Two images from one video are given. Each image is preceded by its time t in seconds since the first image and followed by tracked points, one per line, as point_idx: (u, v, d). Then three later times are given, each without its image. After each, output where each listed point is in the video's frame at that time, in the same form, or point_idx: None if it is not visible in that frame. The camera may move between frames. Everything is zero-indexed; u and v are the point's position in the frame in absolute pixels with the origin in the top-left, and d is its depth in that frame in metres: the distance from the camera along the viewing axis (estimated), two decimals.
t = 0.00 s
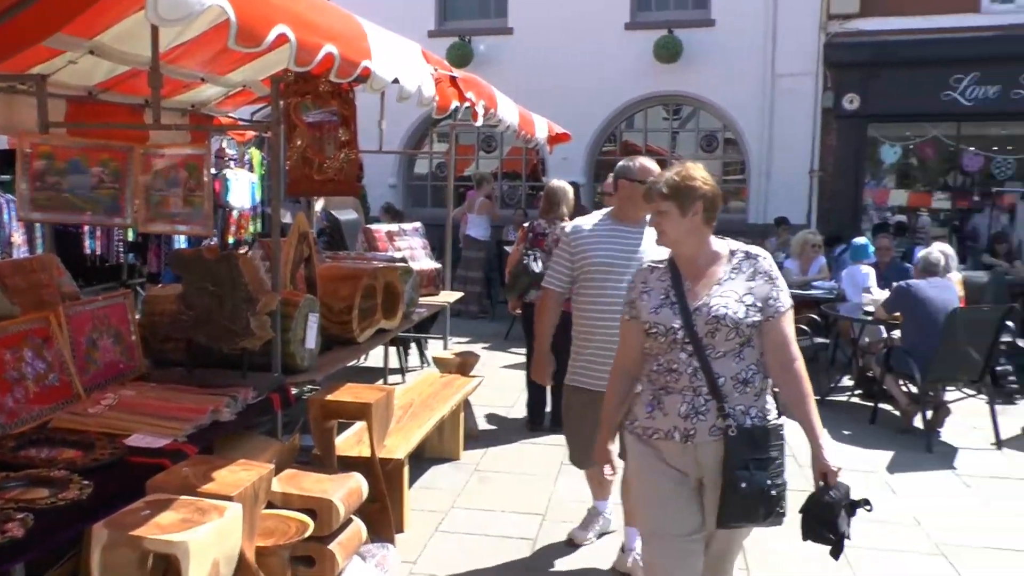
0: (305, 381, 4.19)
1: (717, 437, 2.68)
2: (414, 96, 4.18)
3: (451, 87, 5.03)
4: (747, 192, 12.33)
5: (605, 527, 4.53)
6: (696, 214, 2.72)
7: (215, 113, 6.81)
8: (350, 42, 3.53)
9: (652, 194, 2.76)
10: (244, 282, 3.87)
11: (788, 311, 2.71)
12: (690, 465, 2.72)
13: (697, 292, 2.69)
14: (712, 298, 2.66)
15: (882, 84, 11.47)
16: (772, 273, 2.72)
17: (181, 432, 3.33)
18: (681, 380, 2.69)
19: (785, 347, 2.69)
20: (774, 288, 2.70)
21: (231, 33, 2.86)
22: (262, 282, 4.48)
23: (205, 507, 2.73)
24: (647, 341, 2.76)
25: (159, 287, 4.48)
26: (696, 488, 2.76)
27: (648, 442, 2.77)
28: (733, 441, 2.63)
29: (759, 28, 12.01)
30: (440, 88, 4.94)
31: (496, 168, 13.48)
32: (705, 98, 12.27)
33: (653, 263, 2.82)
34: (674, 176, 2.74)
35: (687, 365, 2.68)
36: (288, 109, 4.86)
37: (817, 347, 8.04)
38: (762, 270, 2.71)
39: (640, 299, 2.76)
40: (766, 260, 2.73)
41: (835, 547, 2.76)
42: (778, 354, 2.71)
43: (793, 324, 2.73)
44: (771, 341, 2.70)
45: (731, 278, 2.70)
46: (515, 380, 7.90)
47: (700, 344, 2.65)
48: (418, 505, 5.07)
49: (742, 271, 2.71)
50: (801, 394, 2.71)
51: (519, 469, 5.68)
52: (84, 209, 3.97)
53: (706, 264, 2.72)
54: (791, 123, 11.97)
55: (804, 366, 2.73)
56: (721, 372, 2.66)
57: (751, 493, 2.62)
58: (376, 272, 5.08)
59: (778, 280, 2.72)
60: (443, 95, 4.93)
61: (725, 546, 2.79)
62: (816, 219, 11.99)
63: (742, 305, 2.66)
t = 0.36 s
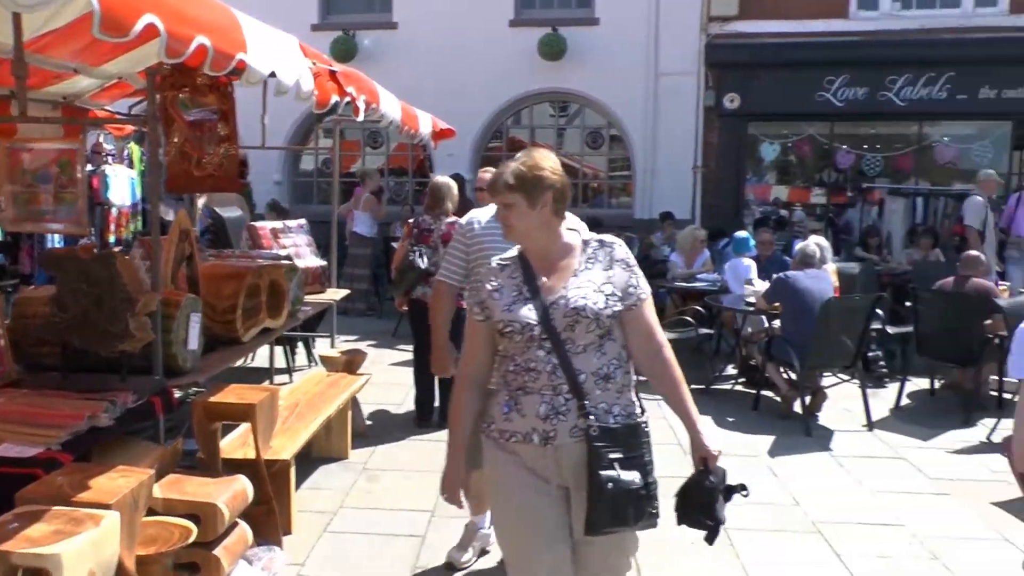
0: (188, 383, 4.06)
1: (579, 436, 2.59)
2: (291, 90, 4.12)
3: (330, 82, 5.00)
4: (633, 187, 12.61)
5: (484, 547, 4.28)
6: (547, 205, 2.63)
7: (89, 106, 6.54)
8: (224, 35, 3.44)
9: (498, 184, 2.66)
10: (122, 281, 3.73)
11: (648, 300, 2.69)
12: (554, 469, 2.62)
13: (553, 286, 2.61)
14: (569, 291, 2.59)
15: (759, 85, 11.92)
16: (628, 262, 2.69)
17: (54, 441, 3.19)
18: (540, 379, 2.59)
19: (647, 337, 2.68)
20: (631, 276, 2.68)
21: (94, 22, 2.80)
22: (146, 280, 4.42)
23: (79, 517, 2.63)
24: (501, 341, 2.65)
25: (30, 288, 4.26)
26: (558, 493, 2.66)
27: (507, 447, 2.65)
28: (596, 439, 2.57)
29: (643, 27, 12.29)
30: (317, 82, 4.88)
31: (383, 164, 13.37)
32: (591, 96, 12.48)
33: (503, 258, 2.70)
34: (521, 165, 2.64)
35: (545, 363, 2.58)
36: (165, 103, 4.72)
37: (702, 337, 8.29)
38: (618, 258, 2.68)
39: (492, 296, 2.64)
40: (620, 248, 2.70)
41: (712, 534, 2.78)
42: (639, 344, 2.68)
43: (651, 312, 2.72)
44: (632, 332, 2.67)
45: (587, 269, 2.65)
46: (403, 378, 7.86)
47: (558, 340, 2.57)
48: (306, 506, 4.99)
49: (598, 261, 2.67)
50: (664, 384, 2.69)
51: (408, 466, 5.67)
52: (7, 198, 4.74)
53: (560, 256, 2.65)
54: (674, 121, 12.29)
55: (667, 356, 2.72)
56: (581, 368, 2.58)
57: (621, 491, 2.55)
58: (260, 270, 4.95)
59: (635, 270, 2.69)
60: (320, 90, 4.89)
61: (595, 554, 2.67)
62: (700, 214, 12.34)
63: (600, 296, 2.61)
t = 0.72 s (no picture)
0: (101, 387, 3.91)
1: (481, 443, 2.52)
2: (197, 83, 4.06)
3: (240, 76, 4.88)
4: (557, 181, 12.67)
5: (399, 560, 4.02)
6: (449, 202, 2.57)
7: None
8: (120, 26, 3.30)
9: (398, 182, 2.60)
10: (28, 281, 3.64)
11: (556, 300, 2.62)
12: (460, 476, 2.55)
13: (453, 288, 2.55)
14: (470, 293, 2.53)
15: (679, 79, 12.06)
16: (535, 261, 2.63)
17: None
18: (441, 383, 2.52)
19: (555, 338, 2.61)
20: (537, 276, 2.61)
21: None
22: (56, 281, 4.30)
23: None
24: (402, 345, 2.59)
25: None
26: (465, 501, 2.58)
27: (411, 455, 2.58)
28: (498, 445, 2.49)
29: (564, 22, 12.35)
30: (226, 77, 4.78)
31: (306, 160, 13.17)
32: (513, 90, 12.49)
33: (407, 258, 2.65)
34: (421, 161, 2.57)
35: (446, 367, 2.51)
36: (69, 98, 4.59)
37: (626, 329, 8.39)
38: (524, 257, 2.62)
39: (393, 299, 2.58)
40: (527, 247, 2.64)
41: (632, 543, 2.66)
42: (548, 345, 2.61)
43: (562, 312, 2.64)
44: (539, 333, 2.60)
45: (491, 269, 2.58)
46: (329, 376, 7.76)
47: (458, 343, 2.50)
48: (225, 509, 4.89)
49: (502, 260, 2.60)
50: (575, 387, 2.63)
51: (333, 465, 5.59)
52: None
53: (464, 256, 2.59)
54: (596, 115, 12.37)
55: (578, 358, 2.65)
56: (483, 372, 2.51)
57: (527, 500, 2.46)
58: (175, 269, 4.79)
59: (542, 269, 2.63)
60: (230, 84, 4.79)
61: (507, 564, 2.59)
62: (623, 206, 12.45)
63: (503, 297, 2.54)
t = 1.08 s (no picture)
0: (22, 395, 3.77)
1: (406, 475, 2.37)
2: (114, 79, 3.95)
3: (161, 71, 4.90)
4: (497, 179, 12.64)
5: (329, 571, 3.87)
6: (399, 207, 2.43)
7: None
8: (27, 18, 3.27)
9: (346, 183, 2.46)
10: None
11: (505, 326, 2.44)
12: (385, 507, 2.41)
13: (393, 303, 2.41)
14: (408, 311, 2.38)
15: (618, 78, 12.15)
16: (489, 280, 2.45)
17: None
18: (369, 406, 2.39)
19: (501, 367, 2.44)
20: (489, 297, 2.43)
21: None
22: None
23: None
24: (340, 359, 2.48)
25: None
26: (392, 532, 2.45)
27: (339, 479, 2.47)
28: (420, 480, 2.33)
29: (502, 20, 12.34)
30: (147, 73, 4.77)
31: (244, 159, 12.93)
32: (452, 89, 12.43)
33: (354, 265, 2.53)
34: (372, 162, 2.43)
35: (376, 390, 2.38)
36: None
37: (566, 326, 8.41)
38: (476, 276, 2.44)
39: (334, 310, 2.48)
40: (483, 264, 2.46)
41: None
42: (492, 373, 2.44)
43: (513, 336, 2.46)
44: (485, 360, 2.44)
45: (438, 286, 2.42)
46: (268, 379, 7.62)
47: (390, 365, 2.35)
48: (157, 517, 4.76)
49: (451, 277, 2.43)
50: (519, 421, 2.45)
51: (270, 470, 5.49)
52: None
53: (411, 269, 2.44)
54: (534, 114, 12.38)
55: (529, 387, 2.47)
56: (414, 399, 2.36)
57: (447, 541, 2.30)
58: (104, 271, 4.62)
59: (496, 291, 2.45)
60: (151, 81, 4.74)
61: None
62: (563, 204, 12.48)
63: (445, 318, 2.37)
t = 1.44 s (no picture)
0: None
1: (347, 500, 2.14)
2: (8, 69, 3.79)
3: (63, 64, 4.69)
4: (422, 177, 12.56)
5: None
6: (353, 202, 2.21)
7: None
8: None
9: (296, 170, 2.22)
10: None
11: (463, 338, 2.22)
12: (323, 535, 2.18)
13: (340, 308, 2.18)
14: (357, 317, 2.15)
15: (542, 76, 12.12)
16: (448, 286, 2.23)
17: None
18: (310, 422, 2.16)
19: (455, 382, 2.22)
20: (448, 304, 2.22)
21: None
22: None
23: None
24: (280, 366, 2.24)
25: None
26: (329, 562, 2.21)
27: (273, 501, 2.23)
28: (363, 507, 2.09)
29: (426, 17, 12.26)
30: (45, 63, 4.56)
31: (164, 156, 12.59)
32: (377, 86, 12.31)
33: (301, 262, 2.29)
34: (325, 148, 2.20)
35: (319, 403, 2.15)
36: None
37: (490, 324, 8.41)
38: (434, 281, 2.22)
39: (276, 312, 2.24)
40: (443, 269, 2.24)
41: None
42: (445, 390, 2.22)
43: (473, 347, 2.24)
44: (439, 374, 2.22)
45: (392, 290, 2.19)
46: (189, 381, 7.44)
47: (334, 376, 2.12)
48: (67, 526, 4.59)
49: (408, 280, 2.21)
50: (472, 446, 2.21)
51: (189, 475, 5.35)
52: None
53: (364, 270, 2.22)
54: (460, 112, 12.33)
55: (483, 407, 2.25)
56: (360, 416, 2.13)
57: None
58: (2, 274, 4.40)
59: (455, 299, 2.23)
60: (50, 72, 4.55)
61: None
62: (489, 202, 12.47)
63: (399, 327, 2.15)
